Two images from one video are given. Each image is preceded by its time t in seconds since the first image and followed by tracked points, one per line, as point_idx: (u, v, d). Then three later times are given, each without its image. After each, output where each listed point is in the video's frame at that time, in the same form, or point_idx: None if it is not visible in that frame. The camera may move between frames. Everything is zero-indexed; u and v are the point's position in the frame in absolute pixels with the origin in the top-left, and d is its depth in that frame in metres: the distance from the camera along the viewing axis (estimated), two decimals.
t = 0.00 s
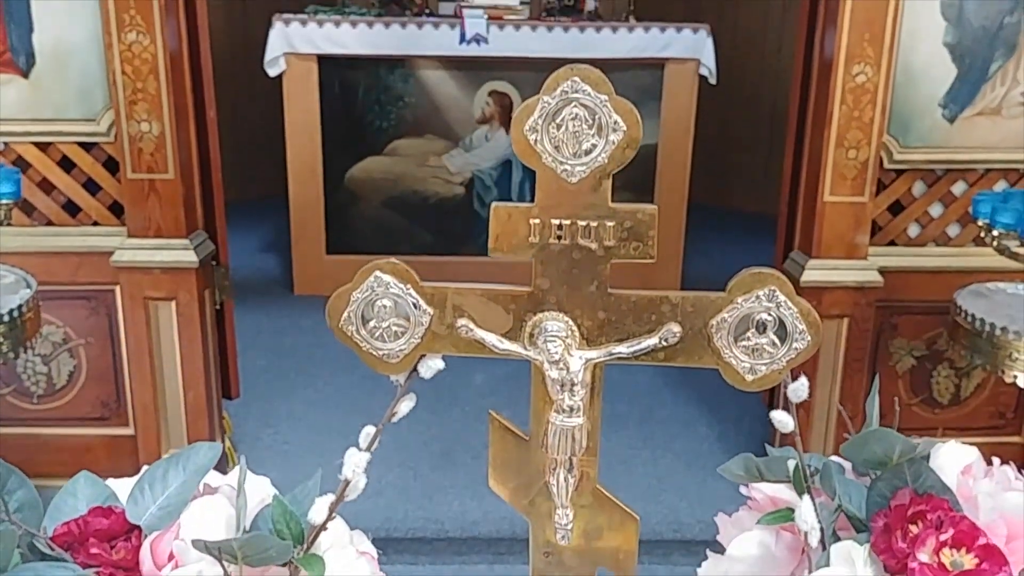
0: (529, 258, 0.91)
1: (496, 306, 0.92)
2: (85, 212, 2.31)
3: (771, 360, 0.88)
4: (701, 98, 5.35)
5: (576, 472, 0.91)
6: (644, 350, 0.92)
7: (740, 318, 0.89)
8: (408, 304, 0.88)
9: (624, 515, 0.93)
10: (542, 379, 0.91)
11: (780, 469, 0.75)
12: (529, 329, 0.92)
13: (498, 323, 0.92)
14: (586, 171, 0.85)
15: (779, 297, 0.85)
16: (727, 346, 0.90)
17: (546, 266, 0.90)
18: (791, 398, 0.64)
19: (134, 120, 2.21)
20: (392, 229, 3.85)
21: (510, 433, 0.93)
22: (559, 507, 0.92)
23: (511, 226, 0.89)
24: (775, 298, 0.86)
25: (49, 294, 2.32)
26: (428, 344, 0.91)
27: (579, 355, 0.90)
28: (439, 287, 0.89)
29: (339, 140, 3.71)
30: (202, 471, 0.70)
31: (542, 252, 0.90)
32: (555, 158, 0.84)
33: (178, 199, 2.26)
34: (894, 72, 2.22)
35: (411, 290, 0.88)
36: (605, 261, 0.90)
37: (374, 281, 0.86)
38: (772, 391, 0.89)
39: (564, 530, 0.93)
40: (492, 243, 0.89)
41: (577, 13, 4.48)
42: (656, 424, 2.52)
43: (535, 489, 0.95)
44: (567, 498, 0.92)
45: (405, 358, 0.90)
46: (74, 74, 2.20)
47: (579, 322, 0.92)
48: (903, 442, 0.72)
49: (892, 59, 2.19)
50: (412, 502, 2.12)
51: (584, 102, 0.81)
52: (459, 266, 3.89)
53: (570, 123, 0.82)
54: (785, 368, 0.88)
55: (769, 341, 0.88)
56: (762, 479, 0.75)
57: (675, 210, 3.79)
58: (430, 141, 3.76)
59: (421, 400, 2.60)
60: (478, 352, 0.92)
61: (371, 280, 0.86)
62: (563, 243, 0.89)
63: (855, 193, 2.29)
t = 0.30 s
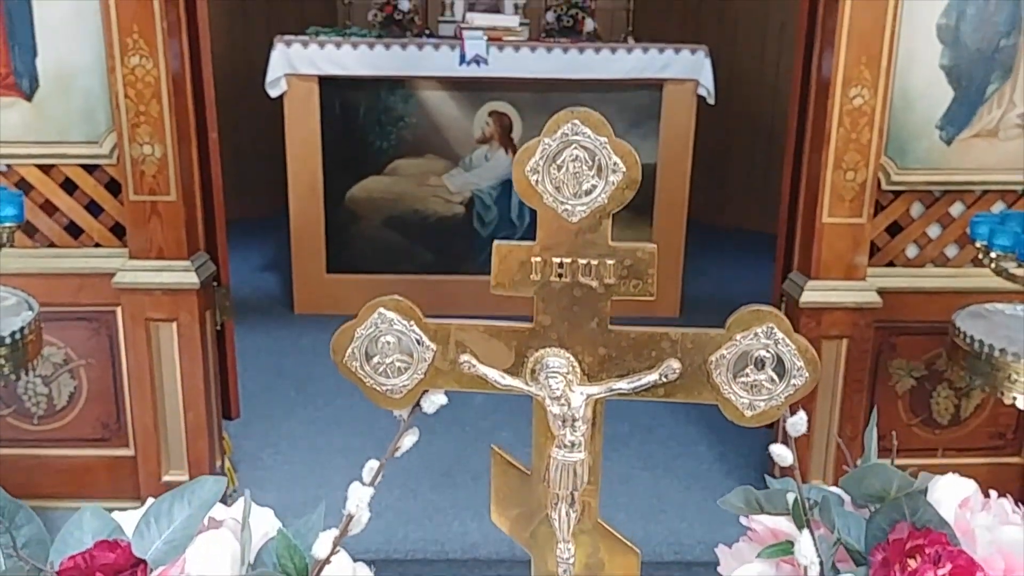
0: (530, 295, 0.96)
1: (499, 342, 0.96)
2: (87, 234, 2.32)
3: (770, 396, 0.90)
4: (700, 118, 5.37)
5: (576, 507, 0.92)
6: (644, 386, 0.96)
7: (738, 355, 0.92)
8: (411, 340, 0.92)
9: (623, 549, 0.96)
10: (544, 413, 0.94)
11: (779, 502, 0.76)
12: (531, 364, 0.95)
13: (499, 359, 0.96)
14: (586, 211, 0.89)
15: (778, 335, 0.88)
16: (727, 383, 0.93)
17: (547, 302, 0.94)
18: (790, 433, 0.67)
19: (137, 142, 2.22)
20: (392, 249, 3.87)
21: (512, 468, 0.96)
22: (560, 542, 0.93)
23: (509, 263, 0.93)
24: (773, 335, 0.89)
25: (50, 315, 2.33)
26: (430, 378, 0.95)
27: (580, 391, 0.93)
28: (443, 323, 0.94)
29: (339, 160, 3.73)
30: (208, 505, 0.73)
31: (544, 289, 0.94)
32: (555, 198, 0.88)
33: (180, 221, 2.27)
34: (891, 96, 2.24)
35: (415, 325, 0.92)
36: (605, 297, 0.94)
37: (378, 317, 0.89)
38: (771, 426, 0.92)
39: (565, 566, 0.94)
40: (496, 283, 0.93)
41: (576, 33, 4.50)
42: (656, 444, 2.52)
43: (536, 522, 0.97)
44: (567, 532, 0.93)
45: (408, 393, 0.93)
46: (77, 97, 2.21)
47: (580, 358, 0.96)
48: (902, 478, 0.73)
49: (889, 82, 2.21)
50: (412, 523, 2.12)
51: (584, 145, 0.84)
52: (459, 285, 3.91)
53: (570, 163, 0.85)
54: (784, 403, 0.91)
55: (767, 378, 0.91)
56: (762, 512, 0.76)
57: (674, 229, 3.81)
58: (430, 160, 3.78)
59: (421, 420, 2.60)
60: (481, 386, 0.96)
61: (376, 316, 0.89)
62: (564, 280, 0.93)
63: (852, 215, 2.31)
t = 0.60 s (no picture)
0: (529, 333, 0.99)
1: (498, 379, 0.99)
2: (89, 255, 2.33)
3: (766, 433, 0.93)
4: (698, 138, 5.41)
5: (576, 541, 0.96)
6: (643, 423, 0.99)
7: (735, 393, 0.95)
8: (412, 377, 0.96)
9: None
10: (544, 450, 0.97)
11: (777, 535, 0.79)
12: (530, 402, 0.99)
13: (499, 396, 0.99)
14: (584, 252, 0.92)
15: (773, 372, 0.90)
16: (725, 420, 0.96)
17: (547, 340, 0.97)
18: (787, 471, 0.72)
19: (139, 165, 2.23)
20: (392, 268, 3.88)
21: (512, 503, 1.00)
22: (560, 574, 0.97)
23: (509, 302, 0.96)
24: (769, 372, 0.91)
25: (51, 336, 2.33)
26: (431, 416, 0.98)
27: (580, 429, 0.97)
28: (443, 360, 0.97)
29: (339, 179, 3.75)
30: (212, 539, 0.76)
31: (543, 327, 0.97)
32: (555, 239, 0.91)
33: (181, 243, 2.28)
34: (888, 118, 2.26)
35: (415, 362, 0.95)
36: (603, 336, 0.97)
37: (379, 354, 0.92)
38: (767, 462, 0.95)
39: None
40: (496, 320, 0.97)
41: (575, 54, 4.53)
42: (656, 464, 2.53)
43: (537, 555, 1.01)
44: (567, 566, 0.96)
45: (409, 430, 0.96)
46: (79, 120, 2.23)
47: (579, 395, 0.99)
48: (897, 512, 0.76)
49: (886, 105, 2.23)
50: (411, 545, 2.12)
51: (582, 187, 0.87)
52: (459, 304, 3.92)
53: (569, 205, 0.89)
54: (780, 440, 0.93)
55: (764, 415, 0.93)
56: (760, 545, 0.78)
57: (674, 248, 3.83)
58: (430, 180, 3.80)
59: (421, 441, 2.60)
60: (482, 423, 0.99)
61: (378, 353, 0.93)
62: (564, 318, 0.96)
63: (849, 237, 2.32)
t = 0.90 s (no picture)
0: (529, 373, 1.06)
1: (496, 418, 1.06)
2: (90, 278, 2.34)
3: (766, 472, 1.00)
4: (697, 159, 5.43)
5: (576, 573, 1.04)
6: (644, 461, 1.07)
7: (735, 433, 1.03)
8: (414, 418, 1.03)
9: None
10: (544, 487, 1.05)
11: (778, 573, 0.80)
12: (531, 442, 1.06)
13: (500, 435, 1.07)
14: (585, 292, 0.99)
15: (771, 413, 0.98)
16: (726, 459, 1.03)
17: (547, 380, 1.05)
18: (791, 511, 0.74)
19: (140, 189, 2.24)
20: (392, 290, 3.89)
21: (511, 538, 1.07)
22: None
23: (512, 343, 1.04)
24: (768, 413, 0.99)
25: (52, 359, 2.34)
26: (433, 454, 1.05)
27: (579, 466, 1.04)
28: (445, 400, 1.05)
29: (340, 201, 3.76)
30: None
31: (543, 367, 1.04)
32: (556, 279, 0.98)
33: (182, 267, 2.29)
34: (885, 142, 2.27)
35: (417, 403, 1.03)
36: (602, 377, 1.04)
37: (382, 394, 1.00)
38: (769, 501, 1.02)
39: None
40: (497, 359, 1.04)
41: (574, 75, 4.56)
42: (656, 487, 2.52)
43: None
44: None
45: (410, 468, 1.03)
46: (82, 144, 2.25)
47: (580, 434, 1.07)
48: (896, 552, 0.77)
49: (883, 129, 2.24)
50: (411, 569, 2.11)
51: (582, 230, 0.94)
52: (459, 325, 3.93)
53: (570, 247, 0.96)
54: (781, 478, 1.01)
55: (764, 455, 1.01)
56: None
57: (673, 269, 3.84)
58: (430, 201, 3.82)
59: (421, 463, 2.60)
60: (482, 460, 1.07)
61: (379, 394, 1.00)
62: (564, 358, 1.04)
63: (847, 260, 2.33)
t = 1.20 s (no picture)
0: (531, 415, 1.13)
1: (498, 460, 1.13)
2: (90, 304, 2.34)
3: (768, 513, 1.06)
4: (696, 183, 5.45)
5: None
6: (646, 502, 1.13)
7: (737, 475, 1.08)
8: (415, 459, 1.09)
9: None
10: (547, 526, 1.13)
11: None
12: (532, 484, 1.13)
13: (502, 476, 1.13)
14: (585, 333, 1.06)
15: (773, 454, 1.04)
16: (728, 500, 1.09)
17: (549, 422, 1.12)
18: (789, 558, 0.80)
19: (141, 217, 2.25)
20: (392, 314, 3.89)
21: None
22: None
23: (515, 385, 1.11)
24: (769, 455, 1.05)
25: (51, 386, 2.34)
26: (434, 494, 1.12)
27: (579, 507, 1.12)
28: (446, 442, 1.11)
29: (340, 226, 3.78)
30: None
31: (545, 410, 1.11)
32: (557, 321, 1.06)
33: (182, 294, 2.29)
34: (883, 169, 2.28)
35: (419, 444, 1.09)
36: (603, 420, 1.11)
37: (383, 436, 1.06)
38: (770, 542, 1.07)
39: None
40: (498, 402, 1.11)
41: (574, 101, 4.59)
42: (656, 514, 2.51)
43: None
44: None
45: (412, 508, 1.10)
46: (84, 172, 2.26)
47: (581, 475, 1.13)
48: None
49: (881, 157, 2.25)
50: None
51: (582, 272, 1.02)
52: (459, 349, 3.93)
53: (570, 289, 1.03)
54: (783, 519, 1.06)
55: (766, 496, 1.06)
56: None
57: (673, 293, 3.84)
58: (430, 226, 3.83)
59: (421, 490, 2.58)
60: (484, 501, 1.13)
61: (381, 436, 1.07)
62: (565, 400, 1.10)
63: (847, 286, 2.33)
